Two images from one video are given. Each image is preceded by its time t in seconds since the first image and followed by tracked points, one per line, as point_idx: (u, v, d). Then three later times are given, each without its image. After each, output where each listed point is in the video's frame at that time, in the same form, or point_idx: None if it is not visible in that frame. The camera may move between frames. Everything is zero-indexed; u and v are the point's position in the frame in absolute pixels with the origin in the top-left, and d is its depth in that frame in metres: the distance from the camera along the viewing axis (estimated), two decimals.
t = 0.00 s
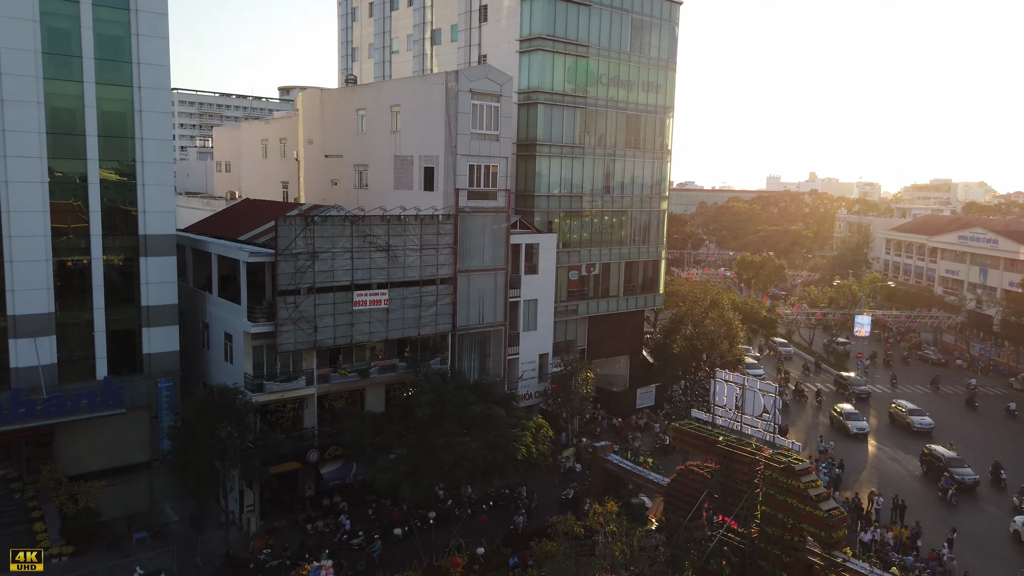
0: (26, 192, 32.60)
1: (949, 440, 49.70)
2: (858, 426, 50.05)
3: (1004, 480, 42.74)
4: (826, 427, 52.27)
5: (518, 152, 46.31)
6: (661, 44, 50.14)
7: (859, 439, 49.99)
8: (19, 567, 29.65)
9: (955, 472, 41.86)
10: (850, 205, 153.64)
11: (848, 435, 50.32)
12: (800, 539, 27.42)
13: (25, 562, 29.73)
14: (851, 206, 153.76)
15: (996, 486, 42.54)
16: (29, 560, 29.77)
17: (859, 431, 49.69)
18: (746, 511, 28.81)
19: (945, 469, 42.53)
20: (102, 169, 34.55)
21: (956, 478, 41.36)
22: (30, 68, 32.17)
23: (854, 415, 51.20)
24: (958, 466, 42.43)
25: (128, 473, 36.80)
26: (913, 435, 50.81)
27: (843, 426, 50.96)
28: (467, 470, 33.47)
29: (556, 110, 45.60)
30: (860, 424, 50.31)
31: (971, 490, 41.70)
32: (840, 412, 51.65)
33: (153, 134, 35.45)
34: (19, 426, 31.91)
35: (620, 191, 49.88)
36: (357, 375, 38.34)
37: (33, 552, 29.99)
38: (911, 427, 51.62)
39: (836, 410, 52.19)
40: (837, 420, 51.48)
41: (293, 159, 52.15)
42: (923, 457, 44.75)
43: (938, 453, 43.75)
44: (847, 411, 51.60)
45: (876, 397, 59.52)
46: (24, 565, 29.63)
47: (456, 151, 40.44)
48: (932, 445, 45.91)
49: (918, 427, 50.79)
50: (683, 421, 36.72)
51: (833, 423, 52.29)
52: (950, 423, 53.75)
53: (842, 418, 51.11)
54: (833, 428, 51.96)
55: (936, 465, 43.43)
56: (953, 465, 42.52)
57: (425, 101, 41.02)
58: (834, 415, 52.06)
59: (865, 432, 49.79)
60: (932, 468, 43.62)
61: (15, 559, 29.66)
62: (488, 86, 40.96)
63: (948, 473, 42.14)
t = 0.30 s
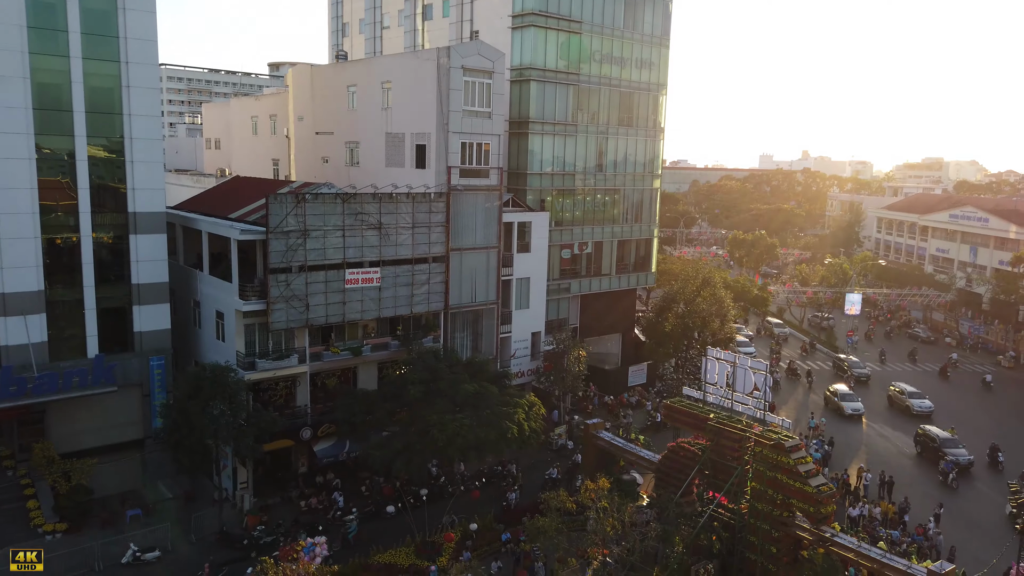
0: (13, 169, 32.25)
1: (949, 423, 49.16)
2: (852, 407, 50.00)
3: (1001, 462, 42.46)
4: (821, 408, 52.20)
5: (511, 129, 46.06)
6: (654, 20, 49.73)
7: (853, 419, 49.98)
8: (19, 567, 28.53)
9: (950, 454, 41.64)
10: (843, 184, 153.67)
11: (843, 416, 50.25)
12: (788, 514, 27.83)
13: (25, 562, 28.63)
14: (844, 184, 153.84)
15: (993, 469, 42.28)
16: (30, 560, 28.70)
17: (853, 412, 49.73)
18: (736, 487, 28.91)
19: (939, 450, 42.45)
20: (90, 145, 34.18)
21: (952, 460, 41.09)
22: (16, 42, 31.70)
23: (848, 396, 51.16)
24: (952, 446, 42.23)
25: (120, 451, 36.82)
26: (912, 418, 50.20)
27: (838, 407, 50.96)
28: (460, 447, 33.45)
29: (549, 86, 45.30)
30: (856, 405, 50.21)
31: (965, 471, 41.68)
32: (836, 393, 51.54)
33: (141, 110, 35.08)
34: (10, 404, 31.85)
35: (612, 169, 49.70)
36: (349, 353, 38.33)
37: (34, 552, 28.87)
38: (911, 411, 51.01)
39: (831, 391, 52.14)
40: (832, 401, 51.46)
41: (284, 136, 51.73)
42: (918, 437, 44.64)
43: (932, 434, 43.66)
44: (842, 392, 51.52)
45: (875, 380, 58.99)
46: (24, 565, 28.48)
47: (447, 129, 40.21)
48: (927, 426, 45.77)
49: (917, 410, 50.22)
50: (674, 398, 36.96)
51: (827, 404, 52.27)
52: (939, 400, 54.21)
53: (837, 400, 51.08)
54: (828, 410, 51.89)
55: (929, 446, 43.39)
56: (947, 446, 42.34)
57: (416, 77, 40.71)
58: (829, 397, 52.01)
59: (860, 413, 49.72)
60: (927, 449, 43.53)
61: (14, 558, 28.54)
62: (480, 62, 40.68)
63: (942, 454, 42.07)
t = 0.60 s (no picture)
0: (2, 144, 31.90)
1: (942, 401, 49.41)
2: (849, 388, 49.88)
3: (1000, 443, 42.16)
4: (818, 389, 51.94)
5: (504, 105, 45.76)
6: None
7: (850, 400, 49.83)
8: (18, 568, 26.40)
9: (948, 436, 41.60)
10: (837, 161, 153.52)
11: (841, 397, 50.07)
12: (779, 489, 27.84)
13: (25, 562, 26.49)
14: (837, 162, 153.75)
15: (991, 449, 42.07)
16: (29, 560, 26.56)
17: (850, 392, 49.60)
18: (727, 462, 29.30)
19: (935, 431, 42.48)
20: (79, 120, 33.82)
21: (950, 441, 41.11)
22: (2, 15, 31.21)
23: (845, 375, 50.98)
24: (949, 426, 42.40)
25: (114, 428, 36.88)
26: (913, 400, 49.65)
27: (835, 387, 50.77)
28: (454, 423, 33.54)
29: (543, 62, 44.97)
30: (852, 385, 50.09)
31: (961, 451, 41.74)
32: (832, 372, 51.35)
33: (130, 85, 34.67)
34: (3, 381, 31.80)
35: (606, 145, 49.48)
36: (343, 330, 38.32)
37: (34, 551, 26.74)
38: (912, 393, 50.48)
39: (828, 370, 51.93)
40: (829, 381, 51.27)
41: (275, 111, 51.28)
42: (914, 417, 44.60)
43: (928, 414, 43.62)
44: (839, 372, 51.33)
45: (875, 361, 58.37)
46: (25, 566, 26.34)
47: (441, 105, 39.93)
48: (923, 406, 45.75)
49: (919, 392, 49.67)
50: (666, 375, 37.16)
51: (823, 384, 52.07)
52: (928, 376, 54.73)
53: (834, 380, 50.83)
54: (825, 391, 51.69)
55: (926, 427, 43.37)
56: (944, 426, 42.46)
57: (409, 52, 40.32)
58: (826, 377, 51.74)
59: (857, 393, 49.60)
60: (923, 429, 43.53)
61: (14, 558, 26.33)
62: (473, 37, 40.29)
63: (938, 435, 42.11)
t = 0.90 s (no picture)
0: None
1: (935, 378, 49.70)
2: (847, 368, 49.85)
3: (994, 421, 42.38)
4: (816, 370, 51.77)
5: (499, 81, 45.45)
6: None
7: (849, 380, 49.76)
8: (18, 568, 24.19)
9: (946, 416, 41.54)
10: (833, 139, 153.00)
11: (840, 378, 49.99)
12: (771, 465, 28.31)
13: (26, 562, 24.26)
14: (833, 139, 153.34)
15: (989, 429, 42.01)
16: (30, 560, 24.28)
17: (849, 372, 49.52)
18: (719, 438, 29.52)
19: (932, 411, 42.46)
20: (69, 95, 33.45)
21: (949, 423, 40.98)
22: None
23: (844, 356, 50.89)
24: (947, 407, 42.38)
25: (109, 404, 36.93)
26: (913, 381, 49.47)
27: (833, 368, 50.70)
28: (448, 400, 33.62)
29: (538, 37, 44.60)
30: (850, 366, 50.02)
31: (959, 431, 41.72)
32: (830, 353, 51.28)
33: (120, 59, 34.25)
34: None
35: (602, 122, 49.21)
36: (337, 308, 38.28)
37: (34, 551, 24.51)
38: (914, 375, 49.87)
39: (826, 351, 51.86)
40: (828, 363, 51.17)
41: (268, 86, 50.81)
42: (911, 397, 44.60)
43: (926, 394, 43.57)
44: (836, 353, 51.31)
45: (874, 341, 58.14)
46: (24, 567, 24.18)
47: (435, 80, 39.66)
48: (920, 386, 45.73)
49: (921, 375, 49.08)
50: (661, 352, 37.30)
51: (822, 365, 52.00)
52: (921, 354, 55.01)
53: (832, 362, 50.73)
54: (823, 372, 51.61)
55: (923, 407, 43.31)
56: (942, 407, 42.39)
57: (402, 26, 39.91)
58: (824, 358, 51.69)
59: (855, 373, 49.55)
60: (920, 409, 43.49)
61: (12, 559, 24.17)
62: (467, 11, 39.97)
63: (936, 415, 42.08)
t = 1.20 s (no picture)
0: None
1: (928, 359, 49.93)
2: (846, 351, 49.87)
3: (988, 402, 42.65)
4: (814, 354, 51.65)
5: (494, 59, 45.11)
6: None
7: (848, 364, 49.73)
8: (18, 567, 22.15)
9: (945, 400, 41.68)
10: (829, 119, 152.61)
11: (839, 362, 49.97)
12: (765, 444, 28.45)
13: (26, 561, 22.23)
14: (829, 119, 152.93)
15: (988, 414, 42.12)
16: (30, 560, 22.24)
17: (848, 356, 49.52)
18: (713, 418, 29.71)
19: (932, 395, 42.58)
20: (60, 73, 33.10)
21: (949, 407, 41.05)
22: None
23: (842, 339, 50.89)
24: (946, 390, 42.44)
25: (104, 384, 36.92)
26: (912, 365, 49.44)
27: (831, 351, 50.72)
28: (444, 379, 33.69)
29: (534, 14, 44.21)
30: (849, 349, 49.98)
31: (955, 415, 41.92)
32: (829, 337, 51.20)
33: (111, 36, 33.84)
34: None
35: (597, 101, 48.94)
36: (332, 288, 38.24)
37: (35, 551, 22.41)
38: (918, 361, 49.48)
39: (825, 335, 51.79)
40: (827, 347, 51.04)
41: (260, 64, 50.33)
42: (910, 380, 44.66)
43: (925, 377, 43.64)
44: (835, 337, 51.31)
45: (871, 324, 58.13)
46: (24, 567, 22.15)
47: (429, 58, 39.38)
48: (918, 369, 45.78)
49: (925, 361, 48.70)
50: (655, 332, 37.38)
51: (820, 348, 51.99)
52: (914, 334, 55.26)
53: (830, 345, 50.70)
54: (822, 355, 51.57)
55: (922, 390, 43.41)
56: (941, 390, 42.49)
57: (396, 3, 39.52)
58: (823, 341, 51.60)
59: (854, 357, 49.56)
60: (919, 392, 43.58)
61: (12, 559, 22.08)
62: None
63: (935, 399, 42.14)
